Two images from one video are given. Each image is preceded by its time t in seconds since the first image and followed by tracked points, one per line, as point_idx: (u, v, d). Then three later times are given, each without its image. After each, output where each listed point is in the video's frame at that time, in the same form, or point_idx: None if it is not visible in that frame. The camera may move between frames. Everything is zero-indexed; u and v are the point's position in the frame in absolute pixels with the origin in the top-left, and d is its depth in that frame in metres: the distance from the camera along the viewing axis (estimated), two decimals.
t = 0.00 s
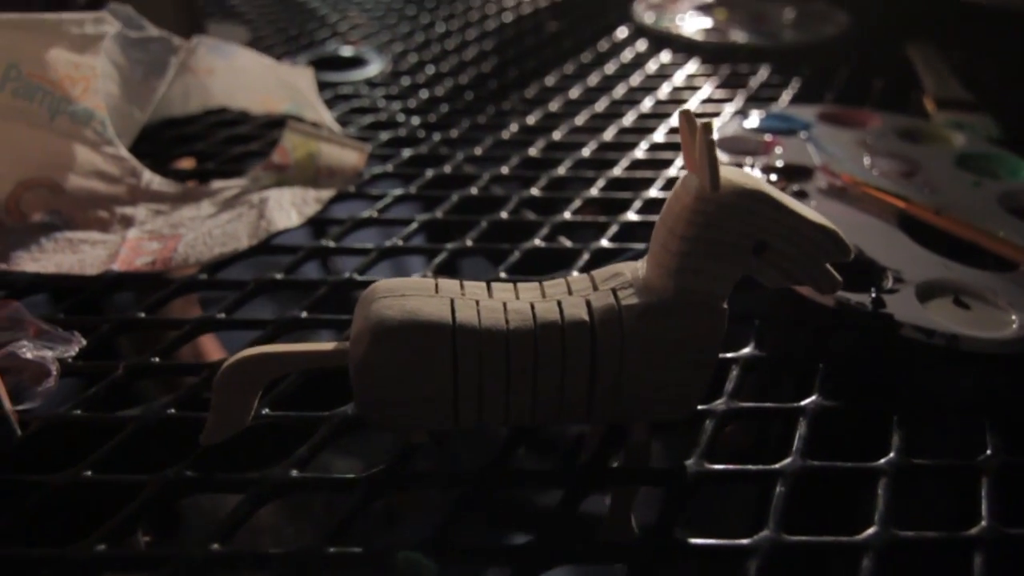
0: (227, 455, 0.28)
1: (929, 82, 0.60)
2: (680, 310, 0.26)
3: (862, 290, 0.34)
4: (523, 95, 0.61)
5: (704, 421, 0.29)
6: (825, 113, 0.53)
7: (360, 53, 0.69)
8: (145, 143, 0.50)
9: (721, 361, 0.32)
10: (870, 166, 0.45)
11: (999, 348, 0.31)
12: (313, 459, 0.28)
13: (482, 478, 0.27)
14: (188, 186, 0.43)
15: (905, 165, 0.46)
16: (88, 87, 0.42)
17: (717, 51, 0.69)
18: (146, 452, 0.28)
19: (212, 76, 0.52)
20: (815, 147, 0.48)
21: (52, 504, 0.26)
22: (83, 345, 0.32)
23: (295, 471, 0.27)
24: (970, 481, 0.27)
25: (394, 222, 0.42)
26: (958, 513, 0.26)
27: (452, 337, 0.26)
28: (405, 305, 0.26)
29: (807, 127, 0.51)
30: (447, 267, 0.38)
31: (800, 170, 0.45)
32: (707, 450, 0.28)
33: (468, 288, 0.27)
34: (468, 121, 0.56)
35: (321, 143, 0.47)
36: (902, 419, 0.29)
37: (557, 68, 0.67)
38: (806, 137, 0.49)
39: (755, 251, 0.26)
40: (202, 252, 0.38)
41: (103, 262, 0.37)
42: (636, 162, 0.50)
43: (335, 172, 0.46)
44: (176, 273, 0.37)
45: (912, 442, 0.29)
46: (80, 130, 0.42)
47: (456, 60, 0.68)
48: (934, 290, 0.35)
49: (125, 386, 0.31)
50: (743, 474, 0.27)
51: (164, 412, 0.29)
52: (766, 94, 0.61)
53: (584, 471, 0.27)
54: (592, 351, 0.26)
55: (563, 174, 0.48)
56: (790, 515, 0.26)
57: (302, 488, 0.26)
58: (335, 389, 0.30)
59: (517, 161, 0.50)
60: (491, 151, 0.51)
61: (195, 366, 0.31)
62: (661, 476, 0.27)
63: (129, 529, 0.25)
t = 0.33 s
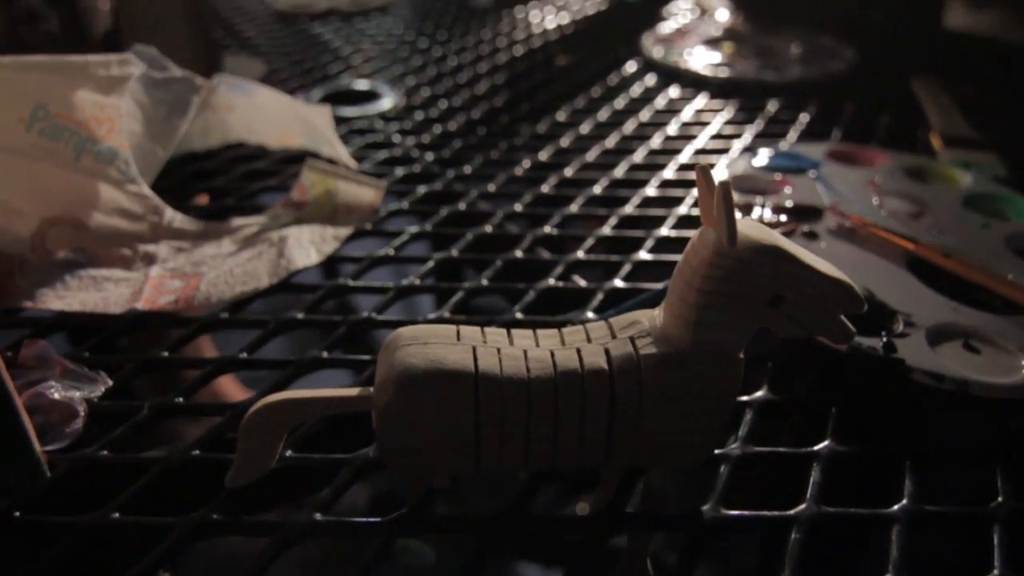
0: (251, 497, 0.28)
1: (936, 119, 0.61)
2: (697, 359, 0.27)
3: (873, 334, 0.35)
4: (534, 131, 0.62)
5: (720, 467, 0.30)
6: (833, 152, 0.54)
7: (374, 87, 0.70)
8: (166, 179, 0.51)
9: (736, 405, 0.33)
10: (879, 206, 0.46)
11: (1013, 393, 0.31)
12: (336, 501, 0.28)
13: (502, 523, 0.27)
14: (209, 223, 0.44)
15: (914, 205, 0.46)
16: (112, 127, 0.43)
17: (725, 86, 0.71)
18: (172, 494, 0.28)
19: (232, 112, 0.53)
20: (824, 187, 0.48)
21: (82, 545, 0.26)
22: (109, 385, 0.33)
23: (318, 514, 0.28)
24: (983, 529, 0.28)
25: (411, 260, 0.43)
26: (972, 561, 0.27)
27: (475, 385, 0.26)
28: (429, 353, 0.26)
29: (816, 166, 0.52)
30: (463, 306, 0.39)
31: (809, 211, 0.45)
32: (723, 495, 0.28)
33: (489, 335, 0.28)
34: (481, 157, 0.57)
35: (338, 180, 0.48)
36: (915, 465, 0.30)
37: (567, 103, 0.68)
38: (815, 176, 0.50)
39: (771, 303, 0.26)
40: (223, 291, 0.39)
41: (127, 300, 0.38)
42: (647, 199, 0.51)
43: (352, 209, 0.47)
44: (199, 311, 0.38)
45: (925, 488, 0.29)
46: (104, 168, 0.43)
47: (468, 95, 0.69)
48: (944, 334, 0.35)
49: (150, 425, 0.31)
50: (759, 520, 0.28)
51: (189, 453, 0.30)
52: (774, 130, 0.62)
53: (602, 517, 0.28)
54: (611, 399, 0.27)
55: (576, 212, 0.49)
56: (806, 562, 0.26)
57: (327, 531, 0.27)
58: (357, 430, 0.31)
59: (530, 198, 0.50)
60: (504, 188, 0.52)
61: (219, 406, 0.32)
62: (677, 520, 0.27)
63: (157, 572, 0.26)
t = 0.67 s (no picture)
0: (278, 542, 0.29)
1: (943, 158, 0.62)
2: (716, 411, 0.27)
3: (885, 380, 0.35)
4: (547, 168, 0.63)
5: (735, 514, 0.30)
6: (842, 192, 0.55)
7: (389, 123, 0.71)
8: (188, 218, 0.52)
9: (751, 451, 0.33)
10: (889, 249, 0.47)
11: None
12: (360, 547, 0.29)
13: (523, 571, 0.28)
14: (230, 264, 0.45)
15: (923, 247, 0.47)
16: (139, 170, 0.44)
17: (733, 125, 0.72)
18: (201, 539, 0.29)
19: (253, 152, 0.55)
20: (834, 229, 0.49)
21: None
22: (137, 428, 0.34)
23: (343, 560, 0.28)
24: None
25: (428, 301, 0.44)
26: None
27: (499, 436, 0.27)
28: (454, 405, 0.27)
29: (826, 207, 0.52)
30: (481, 349, 0.40)
31: (819, 254, 0.46)
32: (740, 544, 0.29)
33: (511, 386, 0.29)
34: (495, 195, 0.58)
35: (358, 222, 0.49)
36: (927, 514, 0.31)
37: (578, 140, 0.69)
38: (825, 217, 0.51)
39: (789, 358, 0.27)
40: (247, 332, 0.40)
41: (152, 341, 0.39)
42: (659, 239, 0.52)
43: (370, 250, 0.48)
44: (223, 353, 0.39)
45: (938, 537, 0.30)
46: (129, 210, 0.44)
47: (481, 131, 0.71)
48: (955, 381, 0.36)
49: (177, 469, 0.32)
50: (775, 568, 0.28)
51: (216, 497, 0.30)
52: (783, 168, 0.63)
53: (621, 564, 0.28)
54: (632, 450, 0.27)
55: (589, 252, 0.50)
56: None
57: None
58: (380, 474, 0.32)
59: (544, 237, 0.51)
60: (519, 227, 0.53)
61: (244, 449, 0.33)
62: (695, 569, 0.28)
63: None
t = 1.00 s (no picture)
0: None
1: (948, 196, 0.63)
2: (732, 461, 0.28)
3: (894, 426, 0.36)
4: (558, 205, 0.64)
5: (749, 560, 0.31)
6: (849, 233, 0.56)
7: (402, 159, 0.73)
8: (207, 255, 0.53)
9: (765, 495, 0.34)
10: (896, 291, 0.48)
11: None
12: None
13: None
14: (250, 303, 0.46)
15: (930, 289, 0.48)
16: (162, 212, 0.45)
17: (739, 162, 0.73)
18: None
19: (270, 189, 0.56)
20: (842, 270, 0.50)
21: None
22: (161, 470, 0.35)
23: None
24: None
25: (444, 340, 0.44)
26: None
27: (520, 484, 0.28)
28: (477, 453, 0.28)
29: (833, 247, 0.53)
30: (496, 390, 0.40)
31: (826, 296, 0.47)
32: None
33: (531, 434, 0.30)
34: (507, 233, 0.59)
35: (375, 261, 0.50)
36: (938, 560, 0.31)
37: (588, 176, 0.70)
38: (832, 258, 0.52)
39: (803, 411, 0.28)
40: (267, 372, 0.41)
41: (175, 382, 0.40)
42: (669, 278, 0.52)
43: (386, 288, 0.49)
44: (245, 394, 0.40)
45: None
46: (153, 251, 0.45)
47: (492, 167, 0.72)
48: (963, 426, 0.37)
49: (201, 511, 0.33)
50: None
51: (240, 540, 0.31)
52: (790, 206, 0.64)
53: None
54: (650, 499, 0.28)
55: (601, 291, 0.50)
56: None
57: None
58: (400, 520, 0.32)
59: (556, 276, 0.52)
60: (531, 266, 0.54)
61: (267, 492, 0.33)
62: None
63: None
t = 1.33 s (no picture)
0: None
1: (952, 233, 0.64)
2: (745, 507, 0.29)
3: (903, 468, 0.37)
4: (567, 239, 0.65)
5: None
6: (854, 270, 0.57)
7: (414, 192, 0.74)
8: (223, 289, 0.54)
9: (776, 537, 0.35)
10: (903, 330, 0.48)
11: None
12: None
13: None
14: (268, 339, 0.47)
15: (936, 328, 0.49)
16: (183, 249, 0.46)
17: (746, 197, 0.74)
18: None
19: (284, 225, 0.57)
20: (849, 308, 0.51)
21: None
22: (184, 509, 0.35)
23: None
24: None
25: (458, 378, 0.45)
26: None
27: (538, 528, 0.28)
28: (496, 497, 0.29)
29: (840, 285, 0.54)
30: (511, 429, 0.41)
31: (835, 334, 0.48)
32: None
33: (549, 478, 0.30)
34: (518, 267, 0.59)
35: (389, 296, 0.50)
36: None
37: (596, 210, 0.71)
38: (839, 295, 0.53)
39: (815, 457, 0.28)
40: (286, 410, 0.41)
41: (196, 420, 0.41)
42: (678, 315, 0.53)
43: (400, 325, 0.49)
44: (264, 432, 0.40)
45: None
46: (174, 288, 0.45)
47: (502, 201, 0.73)
48: (972, 468, 0.37)
49: (223, 550, 0.33)
50: None
51: None
52: (797, 242, 0.65)
53: None
54: (665, 543, 0.29)
55: (611, 328, 0.51)
56: None
57: None
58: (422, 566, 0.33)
59: (567, 312, 0.53)
60: (543, 302, 0.54)
61: (288, 531, 0.34)
62: None
63: None
